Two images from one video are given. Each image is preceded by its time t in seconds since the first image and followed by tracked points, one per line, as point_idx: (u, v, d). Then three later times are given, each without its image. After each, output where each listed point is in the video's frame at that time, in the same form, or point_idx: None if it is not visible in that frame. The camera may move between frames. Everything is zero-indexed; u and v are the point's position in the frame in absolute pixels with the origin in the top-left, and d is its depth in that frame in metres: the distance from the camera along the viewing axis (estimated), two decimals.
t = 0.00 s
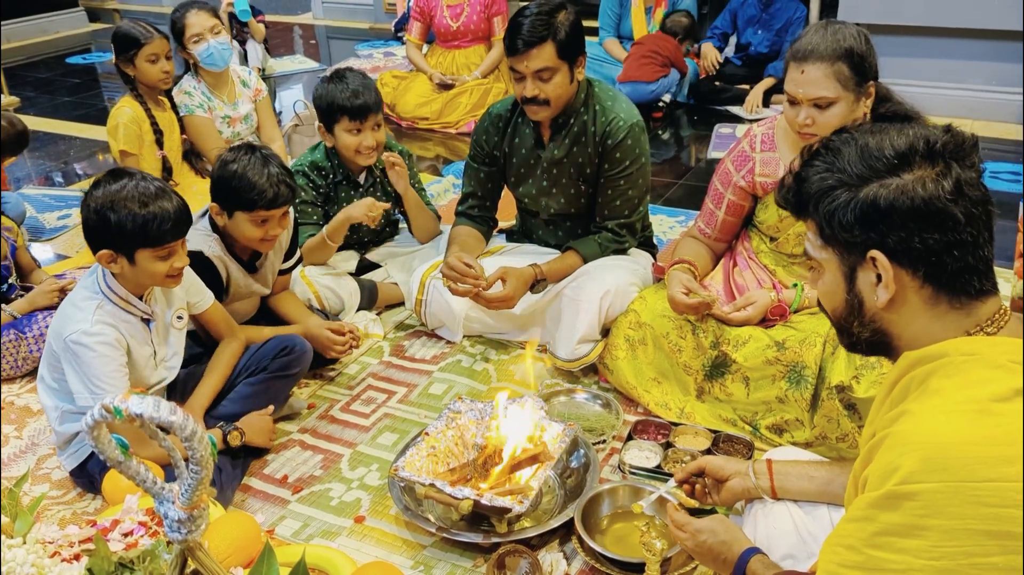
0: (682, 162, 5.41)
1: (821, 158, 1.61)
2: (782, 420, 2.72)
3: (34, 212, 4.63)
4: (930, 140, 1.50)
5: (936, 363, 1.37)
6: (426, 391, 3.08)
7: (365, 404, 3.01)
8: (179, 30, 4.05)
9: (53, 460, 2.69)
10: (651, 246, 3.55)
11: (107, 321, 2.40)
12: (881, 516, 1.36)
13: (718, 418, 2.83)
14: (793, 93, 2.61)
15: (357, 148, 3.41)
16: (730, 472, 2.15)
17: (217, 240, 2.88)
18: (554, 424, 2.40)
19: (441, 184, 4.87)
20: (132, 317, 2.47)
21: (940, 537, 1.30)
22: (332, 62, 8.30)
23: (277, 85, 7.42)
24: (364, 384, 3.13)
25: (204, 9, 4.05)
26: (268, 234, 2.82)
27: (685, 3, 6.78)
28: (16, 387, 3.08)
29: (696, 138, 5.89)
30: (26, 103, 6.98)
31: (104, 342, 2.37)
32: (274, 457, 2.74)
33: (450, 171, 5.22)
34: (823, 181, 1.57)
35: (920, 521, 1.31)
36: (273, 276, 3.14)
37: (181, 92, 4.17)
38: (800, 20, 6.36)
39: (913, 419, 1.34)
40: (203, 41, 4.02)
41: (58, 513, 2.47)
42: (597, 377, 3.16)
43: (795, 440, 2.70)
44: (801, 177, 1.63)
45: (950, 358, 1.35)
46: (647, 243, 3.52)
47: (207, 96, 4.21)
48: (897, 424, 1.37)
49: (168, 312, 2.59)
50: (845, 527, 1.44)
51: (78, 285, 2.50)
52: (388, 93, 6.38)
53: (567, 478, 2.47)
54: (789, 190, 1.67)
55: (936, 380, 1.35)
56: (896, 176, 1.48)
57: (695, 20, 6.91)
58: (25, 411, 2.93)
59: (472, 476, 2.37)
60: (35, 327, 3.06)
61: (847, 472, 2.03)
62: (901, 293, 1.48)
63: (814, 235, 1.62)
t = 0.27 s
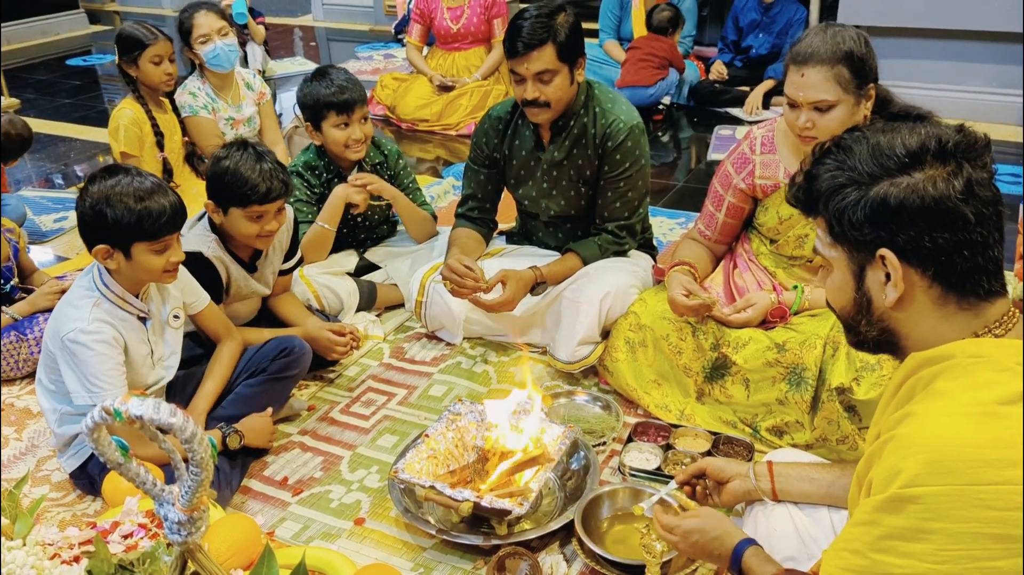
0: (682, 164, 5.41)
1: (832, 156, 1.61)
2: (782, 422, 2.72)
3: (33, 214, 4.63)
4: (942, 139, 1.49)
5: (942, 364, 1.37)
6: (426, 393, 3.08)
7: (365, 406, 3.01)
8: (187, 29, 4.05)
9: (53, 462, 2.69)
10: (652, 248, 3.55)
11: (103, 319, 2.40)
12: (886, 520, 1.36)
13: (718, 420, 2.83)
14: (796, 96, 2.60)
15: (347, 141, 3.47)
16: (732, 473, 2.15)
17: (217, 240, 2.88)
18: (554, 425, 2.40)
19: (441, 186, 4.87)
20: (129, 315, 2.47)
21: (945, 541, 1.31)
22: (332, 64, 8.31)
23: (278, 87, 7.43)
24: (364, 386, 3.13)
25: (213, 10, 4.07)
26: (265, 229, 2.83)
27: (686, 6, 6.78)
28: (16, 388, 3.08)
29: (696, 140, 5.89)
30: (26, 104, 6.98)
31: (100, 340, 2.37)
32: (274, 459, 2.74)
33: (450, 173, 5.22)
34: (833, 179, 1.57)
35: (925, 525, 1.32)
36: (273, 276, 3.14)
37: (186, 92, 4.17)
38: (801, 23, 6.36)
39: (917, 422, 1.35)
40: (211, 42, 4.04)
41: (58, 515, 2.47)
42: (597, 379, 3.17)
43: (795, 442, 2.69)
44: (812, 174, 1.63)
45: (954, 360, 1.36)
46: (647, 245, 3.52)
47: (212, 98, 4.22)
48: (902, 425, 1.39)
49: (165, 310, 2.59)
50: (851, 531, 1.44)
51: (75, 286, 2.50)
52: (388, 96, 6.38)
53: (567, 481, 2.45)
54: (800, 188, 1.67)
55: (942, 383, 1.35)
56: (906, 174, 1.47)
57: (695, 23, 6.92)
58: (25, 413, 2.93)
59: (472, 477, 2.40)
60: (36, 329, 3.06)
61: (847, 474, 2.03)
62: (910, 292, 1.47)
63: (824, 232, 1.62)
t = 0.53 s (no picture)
0: (681, 166, 5.42)
1: (850, 151, 1.62)
2: (781, 424, 2.70)
3: (32, 216, 4.64)
4: (962, 135, 1.50)
5: (957, 361, 1.35)
6: (426, 395, 3.08)
7: (364, 407, 3.01)
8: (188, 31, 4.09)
9: (52, 464, 2.69)
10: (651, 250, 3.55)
11: (107, 323, 2.40)
12: (898, 514, 1.36)
13: (718, 422, 2.82)
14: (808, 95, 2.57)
15: (339, 155, 3.48)
16: (732, 475, 2.19)
17: (215, 242, 2.89)
18: (555, 427, 2.39)
19: (441, 187, 4.86)
20: (132, 319, 2.47)
21: (959, 536, 1.30)
22: (332, 66, 8.31)
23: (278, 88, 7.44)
24: (364, 387, 3.13)
25: (216, 18, 4.12)
26: (264, 229, 2.83)
27: (685, 7, 6.79)
28: (15, 390, 3.08)
29: (696, 142, 5.91)
30: (27, 105, 6.98)
31: (104, 344, 2.37)
32: (274, 461, 2.74)
33: (450, 174, 5.22)
34: (851, 174, 1.58)
35: (939, 520, 1.31)
36: (272, 278, 3.13)
37: (187, 99, 4.16)
38: (800, 25, 6.36)
39: (932, 419, 1.33)
40: (212, 49, 4.07)
41: (58, 517, 2.46)
42: (597, 381, 3.16)
43: (795, 443, 2.68)
44: (829, 169, 1.64)
45: (971, 357, 1.33)
46: (647, 247, 3.52)
47: (213, 104, 4.21)
48: (916, 422, 1.37)
49: (166, 314, 2.59)
50: (860, 526, 1.44)
51: (76, 289, 2.50)
52: (387, 97, 6.38)
53: (567, 482, 2.46)
54: (818, 183, 1.68)
55: (959, 379, 1.33)
56: (925, 170, 1.48)
57: (694, 25, 6.93)
58: (24, 415, 2.93)
59: (472, 480, 2.37)
60: (35, 331, 3.06)
61: (846, 476, 2.03)
62: (925, 288, 1.48)
63: (840, 228, 1.63)
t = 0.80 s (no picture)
0: (682, 167, 5.44)
1: (882, 142, 1.55)
2: (782, 426, 2.70)
3: (31, 218, 4.63)
4: (999, 131, 1.40)
5: (981, 361, 1.33)
6: (425, 396, 3.08)
7: (365, 409, 3.01)
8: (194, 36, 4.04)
9: (53, 466, 2.69)
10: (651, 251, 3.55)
11: (111, 327, 2.40)
12: (915, 508, 1.36)
13: (718, 424, 2.83)
14: None
15: (339, 177, 3.52)
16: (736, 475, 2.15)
17: (214, 244, 2.89)
18: (555, 428, 2.40)
19: (441, 189, 4.86)
20: (136, 322, 2.47)
21: (975, 534, 1.31)
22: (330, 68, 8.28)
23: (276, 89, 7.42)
24: (364, 389, 3.13)
25: (225, 29, 4.09)
26: (263, 229, 2.83)
27: (685, 9, 6.80)
28: (15, 392, 3.08)
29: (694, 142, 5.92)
30: (27, 106, 6.96)
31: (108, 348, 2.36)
32: (275, 462, 2.74)
33: (451, 175, 5.22)
34: (882, 166, 1.51)
35: (955, 517, 1.32)
36: (272, 280, 3.13)
37: (186, 99, 4.15)
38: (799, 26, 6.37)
39: (955, 418, 1.32)
40: (222, 64, 4.09)
41: (57, 519, 2.46)
42: (597, 383, 3.16)
43: (795, 445, 2.68)
44: (861, 160, 1.57)
45: (995, 357, 1.31)
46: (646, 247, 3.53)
47: (214, 105, 4.23)
48: (936, 420, 1.36)
49: (168, 317, 2.60)
50: (866, 514, 1.44)
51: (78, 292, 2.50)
52: (388, 99, 6.39)
53: (567, 484, 2.46)
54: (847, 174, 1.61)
55: (983, 378, 1.31)
56: (959, 165, 1.40)
57: (693, 27, 6.95)
58: (25, 416, 2.93)
59: (471, 482, 2.39)
60: (35, 332, 3.05)
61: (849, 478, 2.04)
62: (953, 285, 1.41)
63: (867, 220, 1.57)
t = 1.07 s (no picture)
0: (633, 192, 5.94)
1: (906, 129, 1.35)
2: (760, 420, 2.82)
3: None
4: None
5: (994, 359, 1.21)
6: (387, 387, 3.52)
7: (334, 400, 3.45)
8: (206, 44, 3.84)
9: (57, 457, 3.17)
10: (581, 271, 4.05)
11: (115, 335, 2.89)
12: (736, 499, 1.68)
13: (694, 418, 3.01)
14: (790, 104, 2.32)
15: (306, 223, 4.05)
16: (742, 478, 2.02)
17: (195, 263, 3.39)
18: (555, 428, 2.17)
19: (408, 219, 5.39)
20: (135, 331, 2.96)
21: (982, 533, 1.20)
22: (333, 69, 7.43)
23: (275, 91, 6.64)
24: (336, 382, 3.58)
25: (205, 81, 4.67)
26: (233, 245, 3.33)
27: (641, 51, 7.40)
28: None
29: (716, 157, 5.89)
30: (23, 109, 6.24)
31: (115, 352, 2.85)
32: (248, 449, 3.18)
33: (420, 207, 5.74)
34: (903, 158, 1.31)
35: (963, 516, 1.20)
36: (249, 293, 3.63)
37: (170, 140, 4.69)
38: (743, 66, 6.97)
39: (965, 416, 1.20)
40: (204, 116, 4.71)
41: None
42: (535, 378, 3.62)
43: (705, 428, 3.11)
44: (880, 149, 1.37)
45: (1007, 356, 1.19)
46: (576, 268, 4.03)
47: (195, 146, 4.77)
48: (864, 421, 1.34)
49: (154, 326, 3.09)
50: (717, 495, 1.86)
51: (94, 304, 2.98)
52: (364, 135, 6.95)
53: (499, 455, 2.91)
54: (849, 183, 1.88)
55: (995, 378, 1.19)
56: (985, 162, 1.21)
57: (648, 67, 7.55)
58: None
59: (472, 482, 2.16)
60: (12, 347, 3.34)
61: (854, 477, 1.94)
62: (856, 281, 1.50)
63: (885, 210, 1.37)
